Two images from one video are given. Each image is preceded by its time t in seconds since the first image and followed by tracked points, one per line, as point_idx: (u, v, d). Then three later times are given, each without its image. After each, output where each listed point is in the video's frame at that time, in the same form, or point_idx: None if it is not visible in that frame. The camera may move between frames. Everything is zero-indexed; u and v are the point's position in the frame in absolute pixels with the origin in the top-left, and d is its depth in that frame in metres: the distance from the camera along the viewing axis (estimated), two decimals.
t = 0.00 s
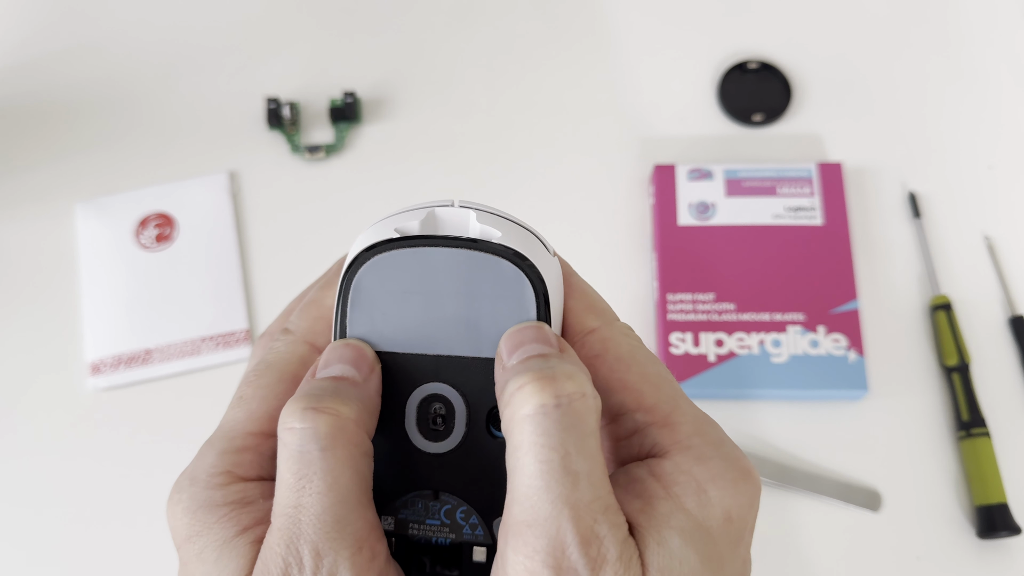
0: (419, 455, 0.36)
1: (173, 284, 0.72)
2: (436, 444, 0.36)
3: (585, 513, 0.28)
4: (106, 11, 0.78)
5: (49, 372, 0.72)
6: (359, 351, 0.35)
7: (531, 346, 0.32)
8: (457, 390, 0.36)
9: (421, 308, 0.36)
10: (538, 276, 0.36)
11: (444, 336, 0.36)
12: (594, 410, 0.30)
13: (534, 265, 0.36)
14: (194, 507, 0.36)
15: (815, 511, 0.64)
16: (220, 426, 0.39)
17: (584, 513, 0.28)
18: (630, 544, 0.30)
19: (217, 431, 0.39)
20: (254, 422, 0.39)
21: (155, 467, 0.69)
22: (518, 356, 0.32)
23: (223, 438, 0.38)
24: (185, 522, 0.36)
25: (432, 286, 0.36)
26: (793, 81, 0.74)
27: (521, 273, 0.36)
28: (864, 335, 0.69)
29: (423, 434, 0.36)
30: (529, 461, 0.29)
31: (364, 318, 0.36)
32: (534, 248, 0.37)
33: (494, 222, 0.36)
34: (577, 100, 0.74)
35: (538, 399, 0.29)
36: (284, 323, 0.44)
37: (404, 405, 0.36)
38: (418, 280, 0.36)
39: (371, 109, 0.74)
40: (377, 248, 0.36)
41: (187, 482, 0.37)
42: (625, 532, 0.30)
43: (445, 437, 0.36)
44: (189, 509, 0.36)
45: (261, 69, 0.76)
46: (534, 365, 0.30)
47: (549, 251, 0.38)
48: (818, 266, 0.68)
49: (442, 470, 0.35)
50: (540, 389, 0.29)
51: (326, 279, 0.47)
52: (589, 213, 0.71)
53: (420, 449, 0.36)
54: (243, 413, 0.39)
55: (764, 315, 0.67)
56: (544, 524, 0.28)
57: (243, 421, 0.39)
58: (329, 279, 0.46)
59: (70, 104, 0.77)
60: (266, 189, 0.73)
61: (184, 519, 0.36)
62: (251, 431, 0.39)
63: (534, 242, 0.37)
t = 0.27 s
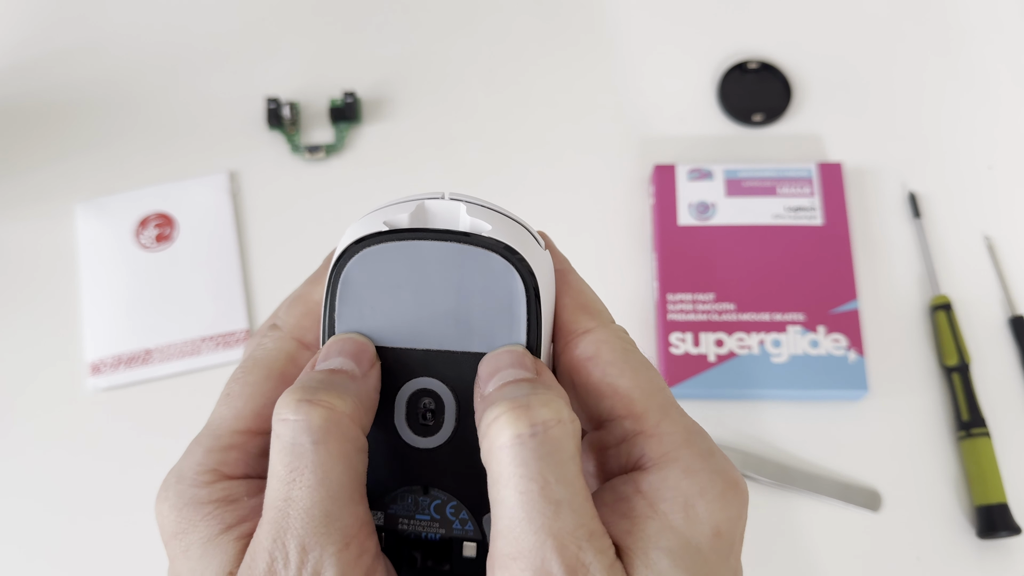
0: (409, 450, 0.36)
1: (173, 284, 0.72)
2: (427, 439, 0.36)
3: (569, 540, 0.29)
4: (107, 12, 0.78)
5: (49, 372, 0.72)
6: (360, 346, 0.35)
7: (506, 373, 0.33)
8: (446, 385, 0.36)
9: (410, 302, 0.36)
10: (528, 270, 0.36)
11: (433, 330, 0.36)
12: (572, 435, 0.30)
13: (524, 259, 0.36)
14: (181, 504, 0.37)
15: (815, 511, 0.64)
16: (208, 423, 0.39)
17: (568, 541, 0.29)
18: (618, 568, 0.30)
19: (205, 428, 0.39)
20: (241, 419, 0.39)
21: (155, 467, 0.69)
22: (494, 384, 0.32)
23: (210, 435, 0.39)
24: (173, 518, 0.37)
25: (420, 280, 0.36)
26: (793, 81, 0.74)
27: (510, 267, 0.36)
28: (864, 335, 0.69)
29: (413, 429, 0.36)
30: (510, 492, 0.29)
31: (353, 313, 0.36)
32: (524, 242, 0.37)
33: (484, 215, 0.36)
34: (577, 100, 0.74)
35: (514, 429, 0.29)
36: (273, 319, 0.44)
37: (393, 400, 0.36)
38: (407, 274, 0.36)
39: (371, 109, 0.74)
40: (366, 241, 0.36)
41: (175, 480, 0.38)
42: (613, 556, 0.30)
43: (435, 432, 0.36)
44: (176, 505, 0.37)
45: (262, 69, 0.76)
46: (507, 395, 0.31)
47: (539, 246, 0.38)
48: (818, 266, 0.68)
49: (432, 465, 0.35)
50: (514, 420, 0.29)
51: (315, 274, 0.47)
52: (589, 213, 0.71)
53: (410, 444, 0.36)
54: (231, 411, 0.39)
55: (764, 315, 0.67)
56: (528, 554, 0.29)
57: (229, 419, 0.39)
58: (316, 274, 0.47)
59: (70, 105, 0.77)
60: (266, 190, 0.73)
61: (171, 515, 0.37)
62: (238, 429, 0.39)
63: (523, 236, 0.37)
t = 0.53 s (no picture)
0: (412, 455, 0.36)
1: (173, 284, 0.72)
2: (430, 444, 0.35)
3: (551, 536, 0.29)
4: (107, 11, 0.78)
5: (49, 372, 0.72)
6: (350, 352, 0.35)
7: (484, 367, 0.33)
8: (451, 390, 0.35)
9: (413, 306, 0.36)
10: (531, 272, 0.36)
11: (436, 335, 0.36)
12: (550, 429, 0.30)
13: (527, 262, 0.36)
14: (188, 518, 0.37)
15: (815, 512, 0.64)
16: (213, 435, 0.39)
17: (551, 537, 0.29)
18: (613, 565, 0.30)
19: (209, 440, 0.40)
20: (246, 431, 0.39)
21: (155, 466, 0.69)
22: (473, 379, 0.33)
23: (216, 447, 0.39)
24: (181, 531, 0.37)
25: (423, 285, 0.36)
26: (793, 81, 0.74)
27: (513, 270, 0.36)
28: (864, 335, 0.69)
29: (416, 434, 0.36)
30: (489, 490, 0.29)
31: (356, 318, 0.36)
32: (527, 245, 0.37)
33: (487, 219, 0.37)
34: (577, 100, 0.74)
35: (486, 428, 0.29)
36: (275, 326, 0.44)
37: (397, 406, 0.36)
38: (410, 278, 0.36)
39: (371, 109, 0.74)
40: (368, 246, 0.36)
41: (181, 494, 0.38)
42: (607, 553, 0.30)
43: (439, 437, 0.35)
44: (183, 519, 0.37)
45: (261, 69, 0.76)
46: (481, 392, 0.31)
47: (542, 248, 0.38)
48: (818, 266, 0.68)
49: (436, 471, 0.35)
50: (487, 418, 0.29)
51: (315, 277, 0.47)
52: (589, 213, 0.71)
53: (413, 450, 0.36)
54: (236, 422, 0.39)
55: (764, 315, 0.67)
56: (512, 551, 0.29)
57: (234, 430, 0.39)
58: (316, 277, 0.46)
59: (70, 104, 0.77)
60: (266, 190, 0.73)
61: (179, 528, 0.37)
62: (245, 441, 0.39)
63: (526, 239, 0.37)
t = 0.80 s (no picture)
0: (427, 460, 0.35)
1: (173, 284, 0.72)
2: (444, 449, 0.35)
3: (479, 531, 0.28)
4: (106, 11, 0.78)
5: (49, 372, 0.72)
6: (339, 369, 0.34)
7: (397, 375, 0.33)
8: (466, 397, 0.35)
9: (427, 317, 0.35)
10: (546, 282, 0.36)
11: (451, 346, 0.35)
12: (458, 427, 0.30)
13: (540, 271, 0.36)
14: (209, 531, 0.37)
15: (816, 512, 0.64)
16: (234, 448, 0.40)
17: (478, 532, 0.28)
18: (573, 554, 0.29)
19: (230, 455, 0.40)
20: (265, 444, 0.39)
21: (155, 466, 0.69)
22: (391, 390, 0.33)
23: (236, 461, 0.39)
24: (202, 546, 0.37)
25: (437, 296, 0.35)
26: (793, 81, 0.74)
27: (528, 281, 0.35)
28: (864, 335, 0.69)
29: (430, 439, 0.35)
30: (417, 499, 0.29)
31: (370, 330, 0.36)
32: (541, 255, 0.36)
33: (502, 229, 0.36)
34: (577, 100, 0.74)
35: (394, 446, 0.30)
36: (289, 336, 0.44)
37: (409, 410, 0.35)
38: (424, 290, 0.35)
39: (371, 109, 0.74)
40: (382, 257, 0.36)
41: (202, 508, 0.38)
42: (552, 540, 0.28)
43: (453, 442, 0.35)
44: (204, 534, 0.37)
45: (261, 68, 0.76)
46: (395, 405, 0.31)
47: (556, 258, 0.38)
48: (818, 266, 0.68)
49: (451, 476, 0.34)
50: (396, 432, 0.30)
51: (327, 286, 0.47)
52: (589, 213, 0.71)
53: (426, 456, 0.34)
54: (255, 435, 0.39)
55: (764, 315, 0.67)
56: (451, 555, 0.28)
57: (253, 445, 0.39)
58: (327, 286, 0.46)
59: (69, 104, 0.77)
60: (266, 189, 0.73)
61: (199, 543, 0.37)
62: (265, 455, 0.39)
63: (541, 249, 0.37)
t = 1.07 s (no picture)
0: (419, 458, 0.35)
1: (173, 284, 0.72)
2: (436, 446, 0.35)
3: (474, 529, 0.28)
4: (106, 11, 0.78)
5: (49, 372, 0.72)
6: (357, 351, 0.34)
7: (406, 369, 0.33)
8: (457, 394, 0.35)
9: (419, 312, 0.36)
10: (536, 278, 0.36)
11: (443, 341, 0.35)
12: (469, 429, 0.31)
13: (531, 267, 0.36)
14: (200, 526, 0.37)
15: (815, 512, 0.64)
16: (226, 442, 0.40)
17: (471, 531, 0.28)
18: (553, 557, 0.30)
19: (223, 448, 0.40)
20: (257, 438, 0.39)
21: (155, 466, 0.69)
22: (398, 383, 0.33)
23: (228, 454, 0.39)
24: (193, 540, 0.37)
25: (429, 291, 0.36)
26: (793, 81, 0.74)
27: (519, 276, 0.36)
28: (864, 335, 0.69)
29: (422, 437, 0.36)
30: (419, 488, 0.29)
31: (363, 325, 0.36)
32: (532, 251, 0.37)
33: (492, 225, 0.36)
34: (576, 100, 0.74)
35: (411, 433, 0.30)
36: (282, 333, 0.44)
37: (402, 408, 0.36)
38: (416, 285, 0.36)
39: (371, 108, 0.74)
40: (375, 252, 0.36)
41: (195, 502, 0.38)
42: (538, 546, 0.30)
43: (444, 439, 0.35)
44: (195, 527, 0.37)
45: (261, 69, 0.76)
46: (403, 400, 0.32)
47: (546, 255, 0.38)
48: (818, 266, 0.68)
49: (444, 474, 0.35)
50: (410, 423, 0.30)
51: (321, 284, 0.47)
52: (589, 213, 0.71)
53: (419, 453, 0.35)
54: (247, 429, 0.39)
55: (764, 315, 0.67)
56: (444, 548, 0.29)
57: (246, 437, 0.39)
58: (321, 283, 0.47)
59: (69, 105, 0.77)
60: (266, 190, 0.73)
61: (190, 536, 0.37)
62: (257, 447, 0.39)
63: (532, 245, 0.37)
